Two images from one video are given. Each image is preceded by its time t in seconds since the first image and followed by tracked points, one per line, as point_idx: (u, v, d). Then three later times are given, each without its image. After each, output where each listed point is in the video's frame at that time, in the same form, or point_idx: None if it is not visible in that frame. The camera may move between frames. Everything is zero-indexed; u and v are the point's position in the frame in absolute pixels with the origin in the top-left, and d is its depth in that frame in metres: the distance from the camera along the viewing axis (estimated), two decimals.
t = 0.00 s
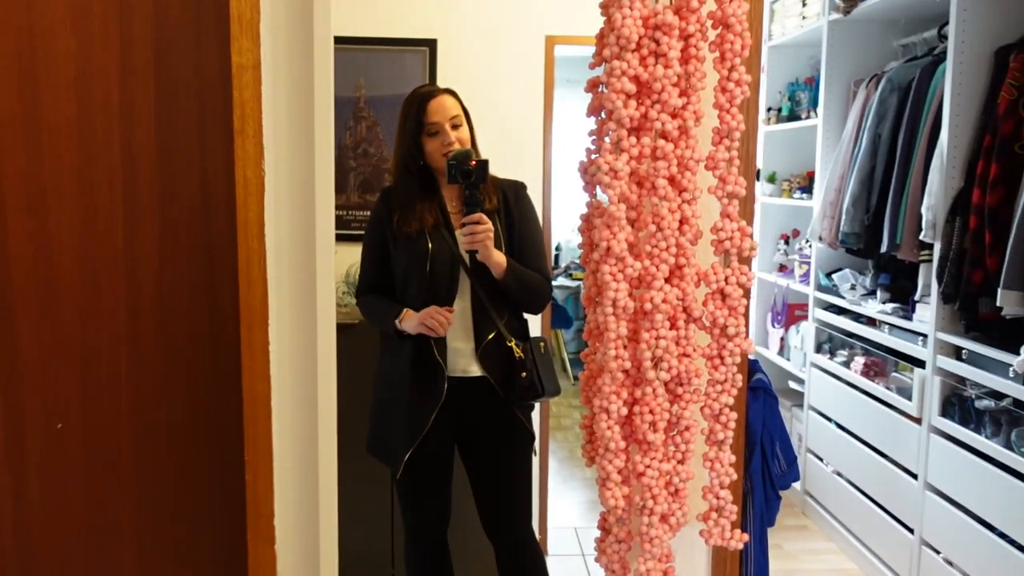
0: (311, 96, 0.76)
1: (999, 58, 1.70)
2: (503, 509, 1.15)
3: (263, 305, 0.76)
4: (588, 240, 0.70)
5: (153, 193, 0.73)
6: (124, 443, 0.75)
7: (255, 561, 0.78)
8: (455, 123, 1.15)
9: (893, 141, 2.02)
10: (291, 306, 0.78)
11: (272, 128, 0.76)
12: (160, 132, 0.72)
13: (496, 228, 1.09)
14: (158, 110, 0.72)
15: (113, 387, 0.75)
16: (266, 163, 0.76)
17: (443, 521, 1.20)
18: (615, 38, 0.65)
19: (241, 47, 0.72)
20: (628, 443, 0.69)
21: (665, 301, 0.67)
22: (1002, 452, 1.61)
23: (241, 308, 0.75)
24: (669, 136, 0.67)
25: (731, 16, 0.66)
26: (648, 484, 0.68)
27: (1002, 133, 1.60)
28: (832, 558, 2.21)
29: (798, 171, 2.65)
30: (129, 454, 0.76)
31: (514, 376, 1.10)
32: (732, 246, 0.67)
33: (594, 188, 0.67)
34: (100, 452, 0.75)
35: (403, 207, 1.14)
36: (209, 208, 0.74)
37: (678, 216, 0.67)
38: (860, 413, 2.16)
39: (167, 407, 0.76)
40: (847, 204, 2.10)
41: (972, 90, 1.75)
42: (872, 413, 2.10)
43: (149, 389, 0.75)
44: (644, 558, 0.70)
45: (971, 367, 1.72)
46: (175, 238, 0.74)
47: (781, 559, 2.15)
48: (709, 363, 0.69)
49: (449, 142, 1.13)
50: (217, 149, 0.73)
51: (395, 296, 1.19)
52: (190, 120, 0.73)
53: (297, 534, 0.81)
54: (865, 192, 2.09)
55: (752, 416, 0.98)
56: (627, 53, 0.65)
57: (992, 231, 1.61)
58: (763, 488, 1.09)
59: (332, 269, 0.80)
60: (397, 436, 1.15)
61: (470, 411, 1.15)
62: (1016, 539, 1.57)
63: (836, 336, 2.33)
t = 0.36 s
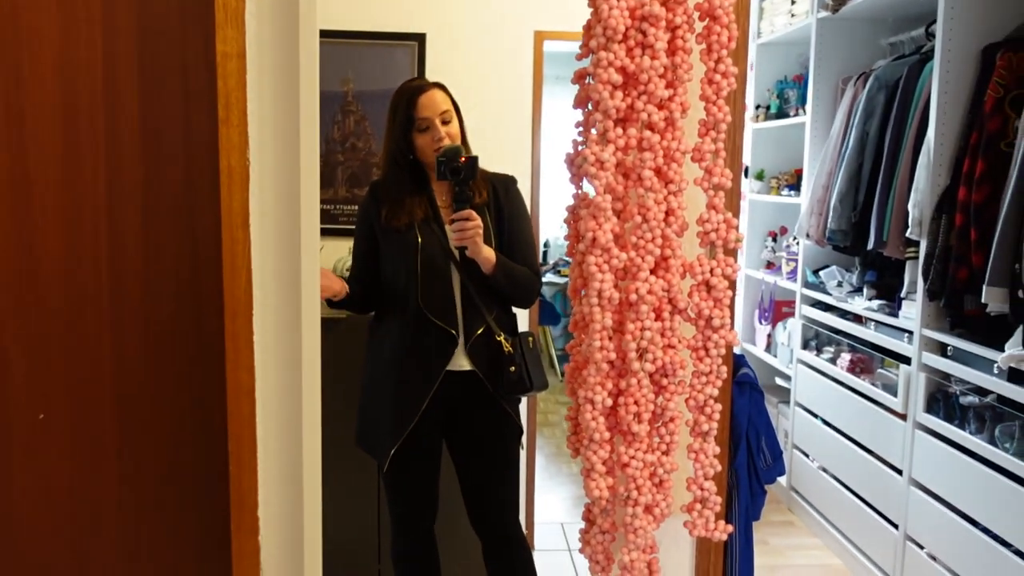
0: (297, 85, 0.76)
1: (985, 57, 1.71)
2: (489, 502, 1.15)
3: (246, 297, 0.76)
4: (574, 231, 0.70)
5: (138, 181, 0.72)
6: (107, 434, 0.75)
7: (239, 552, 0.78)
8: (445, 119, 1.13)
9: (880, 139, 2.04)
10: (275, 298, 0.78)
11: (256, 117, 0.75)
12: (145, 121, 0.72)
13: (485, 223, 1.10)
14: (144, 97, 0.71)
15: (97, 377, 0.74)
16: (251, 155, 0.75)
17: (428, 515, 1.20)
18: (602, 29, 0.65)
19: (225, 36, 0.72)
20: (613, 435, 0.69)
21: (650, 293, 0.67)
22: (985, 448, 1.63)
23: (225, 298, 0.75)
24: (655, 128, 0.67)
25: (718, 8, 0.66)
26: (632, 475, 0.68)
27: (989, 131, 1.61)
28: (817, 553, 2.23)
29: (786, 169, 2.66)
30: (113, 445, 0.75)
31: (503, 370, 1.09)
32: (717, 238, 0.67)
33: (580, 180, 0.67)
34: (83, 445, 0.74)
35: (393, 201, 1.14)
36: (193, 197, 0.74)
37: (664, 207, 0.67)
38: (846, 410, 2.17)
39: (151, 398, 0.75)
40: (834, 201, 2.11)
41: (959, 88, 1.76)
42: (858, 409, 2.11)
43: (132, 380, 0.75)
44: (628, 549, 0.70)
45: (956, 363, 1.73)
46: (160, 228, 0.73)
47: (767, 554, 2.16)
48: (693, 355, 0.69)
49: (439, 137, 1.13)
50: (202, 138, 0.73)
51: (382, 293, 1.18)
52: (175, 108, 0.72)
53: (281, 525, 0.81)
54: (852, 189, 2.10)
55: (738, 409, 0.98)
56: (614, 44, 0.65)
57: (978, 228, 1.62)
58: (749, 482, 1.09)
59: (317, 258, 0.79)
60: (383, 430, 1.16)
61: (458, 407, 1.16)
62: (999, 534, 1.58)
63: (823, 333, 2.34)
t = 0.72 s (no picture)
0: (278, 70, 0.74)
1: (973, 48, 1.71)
2: (476, 496, 1.15)
3: (229, 289, 0.74)
4: (559, 221, 0.70)
5: (118, 173, 0.71)
6: (88, 425, 0.74)
7: (223, 548, 0.77)
8: (435, 109, 1.07)
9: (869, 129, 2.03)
10: (259, 290, 0.77)
11: (238, 106, 0.74)
12: (125, 110, 0.71)
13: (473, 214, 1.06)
14: (122, 84, 0.70)
15: (78, 369, 0.73)
16: (233, 147, 0.74)
17: (415, 507, 1.20)
18: (586, 17, 0.64)
19: (205, 22, 0.70)
20: (599, 425, 0.68)
21: (635, 282, 0.66)
22: (971, 437, 1.64)
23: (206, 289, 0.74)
24: (640, 116, 0.66)
25: None
26: (617, 465, 0.68)
27: (976, 121, 1.62)
28: (805, 542, 2.24)
29: (775, 160, 2.67)
30: (95, 439, 0.74)
31: (491, 362, 1.08)
32: (703, 227, 0.67)
33: (566, 169, 0.67)
34: (65, 437, 0.74)
35: (380, 191, 1.11)
36: (174, 188, 0.72)
37: (650, 196, 0.67)
38: (834, 400, 2.18)
39: (132, 389, 0.75)
40: (824, 192, 2.11)
41: (947, 78, 1.76)
42: (846, 400, 2.12)
43: (113, 371, 0.74)
44: (614, 540, 0.70)
45: (944, 353, 1.74)
46: (141, 219, 0.72)
47: (756, 544, 2.17)
48: (679, 345, 0.69)
49: (429, 126, 1.07)
50: (183, 126, 0.72)
51: (368, 286, 1.17)
52: (154, 95, 0.71)
53: (264, 518, 0.80)
54: (842, 180, 2.10)
55: (725, 400, 0.98)
56: (599, 31, 0.64)
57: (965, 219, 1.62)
58: (736, 471, 1.07)
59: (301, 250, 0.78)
60: (370, 418, 1.17)
61: (444, 398, 1.16)
62: (985, 522, 1.59)
63: (811, 323, 2.35)
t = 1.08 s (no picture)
0: (273, 57, 0.74)
1: (971, 33, 1.70)
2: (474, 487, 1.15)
3: (225, 277, 0.74)
4: (558, 209, 0.69)
5: (113, 162, 0.70)
6: (85, 418, 0.73)
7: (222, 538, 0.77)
8: (430, 95, 1.06)
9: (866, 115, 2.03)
10: (254, 277, 0.77)
11: (232, 91, 0.74)
12: (120, 98, 0.69)
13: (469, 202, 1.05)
14: (115, 71, 0.69)
15: (75, 363, 0.72)
16: (227, 133, 0.73)
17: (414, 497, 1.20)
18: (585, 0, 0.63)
19: (199, 7, 0.70)
20: (599, 414, 0.68)
21: (635, 270, 0.66)
22: (968, 423, 1.65)
23: (202, 277, 0.73)
24: (640, 102, 0.65)
25: None
26: (618, 454, 0.67)
27: (974, 107, 1.61)
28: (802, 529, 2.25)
29: (772, 146, 2.66)
30: (91, 432, 0.73)
31: (487, 352, 1.08)
32: (704, 213, 0.66)
33: (565, 156, 0.66)
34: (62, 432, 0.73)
35: (376, 179, 1.10)
36: (170, 177, 0.72)
37: (650, 182, 0.66)
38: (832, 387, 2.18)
39: (129, 382, 0.74)
40: (821, 178, 2.11)
41: (945, 64, 1.75)
42: (844, 386, 2.12)
43: (109, 363, 0.73)
44: (615, 529, 0.69)
45: (941, 340, 1.74)
46: (136, 209, 0.71)
47: (753, 531, 2.18)
48: (680, 332, 0.68)
49: (424, 114, 1.06)
50: (177, 113, 0.71)
51: (363, 276, 1.16)
52: (149, 83, 0.70)
53: (264, 504, 0.80)
54: (838, 166, 2.09)
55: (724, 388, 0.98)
56: (598, 15, 0.63)
57: (962, 205, 1.62)
58: (735, 459, 1.07)
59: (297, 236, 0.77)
60: (366, 406, 1.14)
61: (440, 388, 1.13)
62: (983, 508, 1.60)
63: (808, 310, 2.35)
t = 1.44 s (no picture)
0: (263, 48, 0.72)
1: (967, 19, 1.69)
2: (471, 478, 1.15)
3: (217, 271, 0.74)
4: (551, 199, 0.69)
5: (103, 157, 0.70)
6: (78, 413, 0.73)
7: (218, 532, 0.77)
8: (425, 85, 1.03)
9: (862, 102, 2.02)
10: (247, 271, 0.76)
11: (222, 83, 0.72)
12: (109, 93, 0.69)
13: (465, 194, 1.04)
14: (105, 65, 0.69)
15: (67, 359, 0.72)
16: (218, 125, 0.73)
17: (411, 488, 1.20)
18: None
19: None
20: (594, 405, 0.68)
21: (629, 260, 0.65)
22: (964, 410, 1.65)
23: (194, 270, 0.73)
24: (633, 90, 0.65)
25: None
26: (613, 445, 0.67)
27: (970, 94, 1.60)
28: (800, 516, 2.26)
29: (768, 135, 2.65)
30: (86, 428, 0.73)
31: (484, 343, 1.08)
32: (697, 203, 0.66)
33: (558, 146, 0.65)
34: (56, 428, 0.73)
35: (370, 168, 1.08)
36: (161, 171, 0.71)
37: (643, 171, 0.65)
38: (828, 375, 2.19)
39: (122, 376, 0.74)
40: (817, 166, 2.11)
41: (941, 51, 1.75)
42: (841, 375, 2.12)
43: (102, 358, 0.73)
44: (611, 520, 0.69)
45: (938, 327, 1.74)
46: (127, 204, 0.71)
47: (751, 520, 2.19)
48: (674, 323, 0.68)
49: (419, 103, 1.03)
50: (167, 107, 0.70)
51: (359, 265, 1.15)
52: (138, 76, 0.69)
53: (258, 499, 0.80)
54: (835, 154, 2.09)
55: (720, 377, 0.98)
56: (590, 4, 0.63)
57: (957, 192, 1.62)
58: (731, 448, 1.08)
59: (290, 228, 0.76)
60: (361, 397, 1.15)
61: (434, 381, 1.15)
62: (979, 495, 1.60)
63: (805, 299, 2.35)
